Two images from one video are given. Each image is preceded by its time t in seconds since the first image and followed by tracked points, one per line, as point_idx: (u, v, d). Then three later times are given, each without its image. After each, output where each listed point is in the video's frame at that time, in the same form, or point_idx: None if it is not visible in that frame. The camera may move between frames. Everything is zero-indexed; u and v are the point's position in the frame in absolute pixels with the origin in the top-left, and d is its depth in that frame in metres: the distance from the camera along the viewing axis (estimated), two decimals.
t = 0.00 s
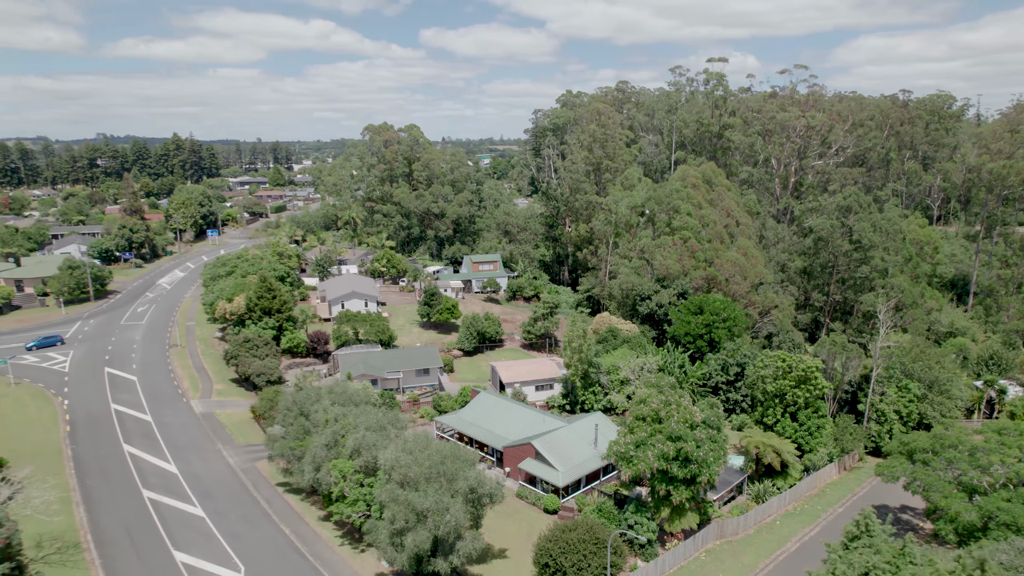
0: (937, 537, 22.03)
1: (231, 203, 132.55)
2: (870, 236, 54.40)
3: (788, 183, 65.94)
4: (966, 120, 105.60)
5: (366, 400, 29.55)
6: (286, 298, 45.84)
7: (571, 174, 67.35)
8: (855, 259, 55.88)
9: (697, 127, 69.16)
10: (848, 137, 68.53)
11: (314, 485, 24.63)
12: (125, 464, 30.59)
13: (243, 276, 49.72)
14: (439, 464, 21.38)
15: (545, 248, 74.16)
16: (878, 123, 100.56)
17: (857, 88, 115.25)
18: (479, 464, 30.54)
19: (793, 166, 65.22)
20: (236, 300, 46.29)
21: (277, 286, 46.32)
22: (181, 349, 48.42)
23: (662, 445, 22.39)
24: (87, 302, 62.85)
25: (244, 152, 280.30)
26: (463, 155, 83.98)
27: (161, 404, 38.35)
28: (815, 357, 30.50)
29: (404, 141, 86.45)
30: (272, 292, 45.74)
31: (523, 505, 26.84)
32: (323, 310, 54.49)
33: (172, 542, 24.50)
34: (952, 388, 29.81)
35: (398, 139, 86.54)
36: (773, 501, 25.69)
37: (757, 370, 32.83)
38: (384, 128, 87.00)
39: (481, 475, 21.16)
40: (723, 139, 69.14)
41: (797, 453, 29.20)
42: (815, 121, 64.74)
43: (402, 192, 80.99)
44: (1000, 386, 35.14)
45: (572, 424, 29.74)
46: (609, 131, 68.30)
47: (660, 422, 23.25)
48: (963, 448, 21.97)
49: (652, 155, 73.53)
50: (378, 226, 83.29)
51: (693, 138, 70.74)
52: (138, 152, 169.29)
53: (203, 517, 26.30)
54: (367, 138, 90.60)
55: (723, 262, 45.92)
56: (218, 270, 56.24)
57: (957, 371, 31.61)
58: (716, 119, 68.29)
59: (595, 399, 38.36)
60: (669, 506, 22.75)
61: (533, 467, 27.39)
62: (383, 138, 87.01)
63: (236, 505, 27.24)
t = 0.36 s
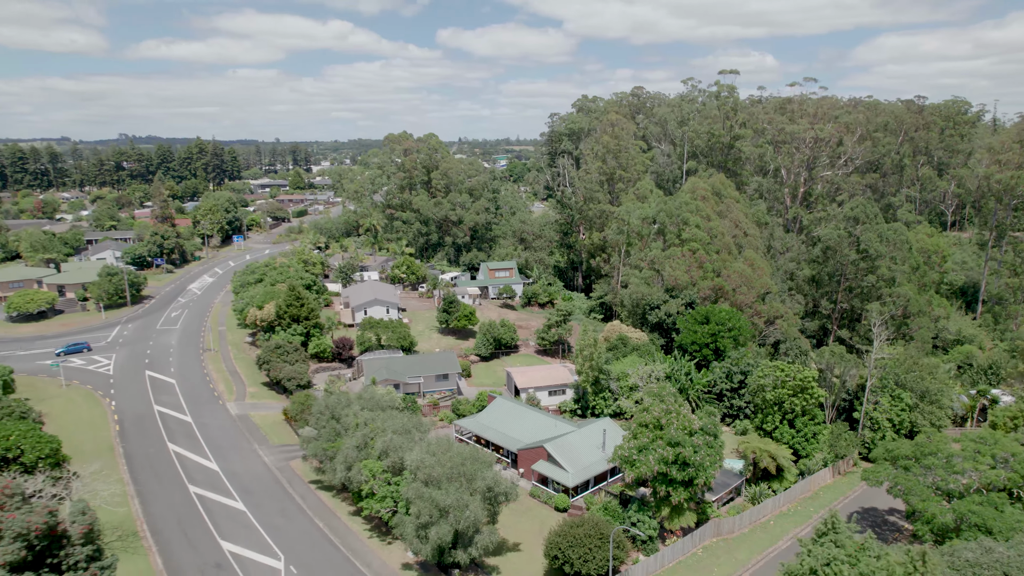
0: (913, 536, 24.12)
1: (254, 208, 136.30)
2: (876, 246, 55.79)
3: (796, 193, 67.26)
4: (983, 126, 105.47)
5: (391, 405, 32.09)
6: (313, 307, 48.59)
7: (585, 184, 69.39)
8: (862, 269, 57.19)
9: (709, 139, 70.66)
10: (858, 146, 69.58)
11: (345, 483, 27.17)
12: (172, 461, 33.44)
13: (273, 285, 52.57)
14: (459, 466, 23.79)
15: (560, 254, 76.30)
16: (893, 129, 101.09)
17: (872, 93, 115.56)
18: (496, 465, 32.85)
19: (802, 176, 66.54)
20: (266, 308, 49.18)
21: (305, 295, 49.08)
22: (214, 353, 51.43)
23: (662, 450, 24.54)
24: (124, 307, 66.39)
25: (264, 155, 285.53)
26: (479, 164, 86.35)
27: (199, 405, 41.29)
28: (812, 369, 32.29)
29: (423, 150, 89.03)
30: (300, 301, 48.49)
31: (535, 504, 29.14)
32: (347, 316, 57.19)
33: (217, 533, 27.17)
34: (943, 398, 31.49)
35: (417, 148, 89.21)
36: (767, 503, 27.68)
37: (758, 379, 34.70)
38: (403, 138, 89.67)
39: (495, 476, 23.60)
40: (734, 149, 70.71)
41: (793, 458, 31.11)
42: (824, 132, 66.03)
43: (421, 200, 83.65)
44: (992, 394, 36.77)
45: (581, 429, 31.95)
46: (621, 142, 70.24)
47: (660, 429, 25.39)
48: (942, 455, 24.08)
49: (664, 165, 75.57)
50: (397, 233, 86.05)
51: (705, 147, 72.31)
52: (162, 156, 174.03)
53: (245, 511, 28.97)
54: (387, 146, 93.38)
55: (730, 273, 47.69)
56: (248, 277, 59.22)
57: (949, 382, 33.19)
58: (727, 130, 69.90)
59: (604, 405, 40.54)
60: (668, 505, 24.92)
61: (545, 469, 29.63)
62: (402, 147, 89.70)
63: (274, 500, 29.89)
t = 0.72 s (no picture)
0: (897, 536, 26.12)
1: (276, 212, 140.01)
2: (883, 256, 57.17)
3: (805, 203, 68.42)
4: (999, 132, 105.30)
5: (415, 409, 34.59)
6: (338, 314, 51.30)
7: (598, 193, 71.45)
8: (869, 278, 58.52)
9: (720, 149, 72.52)
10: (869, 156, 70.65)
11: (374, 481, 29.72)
12: (212, 459, 36.29)
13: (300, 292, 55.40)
14: (478, 466, 26.19)
15: (574, 260, 78.39)
16: (908, 135, 101.48)
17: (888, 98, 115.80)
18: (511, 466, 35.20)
19: (812, 186, 67.86)
20: (295, 314, 52.01)
21: (331, 302, 51.81)
22: (245, 357, 54.45)
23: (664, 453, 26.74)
24: (159, 311, 69.92)
25: (284, 157, 290.69)
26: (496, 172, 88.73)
27: (234, 406, 44.19)
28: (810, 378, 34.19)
29: (441, 158, 91.60)
30: (327, 308, 51.23)
31: (547, 502, 31.46)
32: (370, 321, 59.88)
33: (258, 525, 29.87)
34: (935, 407, 33.28)
35: (436, 157, 91.81)
36: (764, 504, 29.70)
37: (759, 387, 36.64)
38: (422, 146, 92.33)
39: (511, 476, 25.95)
40: (745, 159, 72.23)
41: (791, 462, 33.06)
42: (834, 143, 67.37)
43: (439, 207, 86.30)
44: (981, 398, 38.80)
45: (591, 433, 34.17)
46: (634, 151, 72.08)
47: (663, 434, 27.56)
48: (924, 461, 26.15)
49: (675, 175, 77.42)
50: (416, 239, 88.76)
51: (716, 157, 73.94)
52: (187, 159, 179.10)
53: (282, 505, 31.64)
54: (406, 154, 96.12)
55: (738, 283, 49.51)
56: (276, 284, 62.22)
57: (942, 391, 34.90)
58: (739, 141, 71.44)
59: (615, 409, 42.73)
60: (669, 505, 27.09)
61: (557, 470, 31.90)
62: (421, 155, 92.38)
63: (308, 496, 32.55)
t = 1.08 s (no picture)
0: (884, 535, 28.06)
1: (297, 216, 143.74)
2: (889, 265, 58.54)
3: (814, 212, 69.70)
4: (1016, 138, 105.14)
5: (436, 413, 37.11)
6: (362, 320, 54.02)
7: (611, 202, 73.53)
8: (876, 286, 59.89)
9: (732, 159, 74.58)
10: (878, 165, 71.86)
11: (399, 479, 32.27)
12: (248, 457, 39.14)
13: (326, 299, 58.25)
14: (495, 467, 28.60)
15: (587, 265, 80.44)
16: (922, 141, 101.92)
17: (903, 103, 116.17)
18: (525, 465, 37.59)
19: (821, 195, 69.22)
20: (321, 320, 54.85)
21: (355, 309, 54.55)
22: (274, 360, 57.47)
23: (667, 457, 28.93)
24: (191, 315, 73.41)
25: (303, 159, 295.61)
26: (512, 179, 91.09)
27: (265, 408, 47.12)
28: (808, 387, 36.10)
29: (459, 166, 94.19)
30: (351, 314, 53.96)
31: (559, 501, 33.79)
32: (391, 326, 62.62)
33: (293, 518, 32.58)
34: (928, 415, 34.94)
35: (453, 165, 94.44)
36: (762, 505, 31.72)
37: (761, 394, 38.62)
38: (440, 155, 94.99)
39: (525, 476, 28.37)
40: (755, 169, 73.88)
41: (790, 466, 35.05)
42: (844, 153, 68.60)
43: (457, 214, 88.95)
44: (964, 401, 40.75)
45: (600, 436, 36.43)
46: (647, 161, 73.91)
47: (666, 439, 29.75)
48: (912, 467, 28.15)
49: (687, 185, 79.24)
50: (435, 245, 91.47)
51: (728, 166, 75.59)
52: (209, 162, 184.27)
53: (314, 501, 34.30)
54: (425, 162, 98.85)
55: (745, 293, 51.35)
56: (302, 290, 65.21)
57: (937, 400, 36.52)
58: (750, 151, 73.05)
59: (624, 413, 45.00)
60: (671, 504, 29.31)
61: (569, 471, 34.26)
62: (439, 163, 95.03)
63: (338, 493, 35.20)
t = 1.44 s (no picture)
0: (873, 535, 30.00)
1: (317, 220, 147.14)
2: (896, 274, 59.86)
3: (824, 220, 71.01)
4: None
5: (455, 416, 39.55)
6: (384, 325, 56.75)
7: (624, 211, 75.47)
8: (883, 294, 61.23)
9: (742, 168, 76.95)
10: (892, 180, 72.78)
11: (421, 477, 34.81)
12: (280, 455, 41.95)
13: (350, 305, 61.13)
14: (511, 467, 30.98)
15: (601, 271, 82.36)
16: (936, 146, 102.12)
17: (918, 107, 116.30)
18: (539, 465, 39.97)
19: (830, 204, 70.57)
20: (345, 325, 57.68)
21: (377, 315, 57.30)
22: (301, 363, 60.47)
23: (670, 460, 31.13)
24: (220, 318, 76.80)
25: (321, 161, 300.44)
26: (527, 186, 93.35)
27: (294, 409, 50.00)
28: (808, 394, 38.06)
29: (476, 173, 96.66)
30: (374, 320, 56.71)
31: (570, 499, 36.14)
32: (411, 330, 65.26)
33: (323, 512, 35.28)
34: (923, 421, 36.69)
35: (470, 172, 96.94)
36: (761, 505, 33.75)
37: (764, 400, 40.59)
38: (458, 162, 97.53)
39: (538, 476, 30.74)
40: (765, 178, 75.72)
41: (789, 469, 37.05)
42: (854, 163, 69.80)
43: (473, 220, 91.43)
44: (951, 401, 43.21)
45: (609, 439, 38.67)
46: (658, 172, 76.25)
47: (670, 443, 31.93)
48: (901, 472, 30.06)
49: (698, 193, 80.86)
50: (452, 250, 94.05)
51: (739, 174, 77.23)
52: (230, 164, 188.85)
53: (342, 497, 36.98)
54: (443, 169, 101.48)
55: (752, 301, 53.19)
56: (326, 296, 68.16)
57: (932, 408, 38.22)
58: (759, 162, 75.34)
59: (633, 417, 47.17)
60: (674, 503, 31.51)
61: (579, 471, 36.57)
62: (457, 170, 97.57)
63: (364, 489, 37.86)
